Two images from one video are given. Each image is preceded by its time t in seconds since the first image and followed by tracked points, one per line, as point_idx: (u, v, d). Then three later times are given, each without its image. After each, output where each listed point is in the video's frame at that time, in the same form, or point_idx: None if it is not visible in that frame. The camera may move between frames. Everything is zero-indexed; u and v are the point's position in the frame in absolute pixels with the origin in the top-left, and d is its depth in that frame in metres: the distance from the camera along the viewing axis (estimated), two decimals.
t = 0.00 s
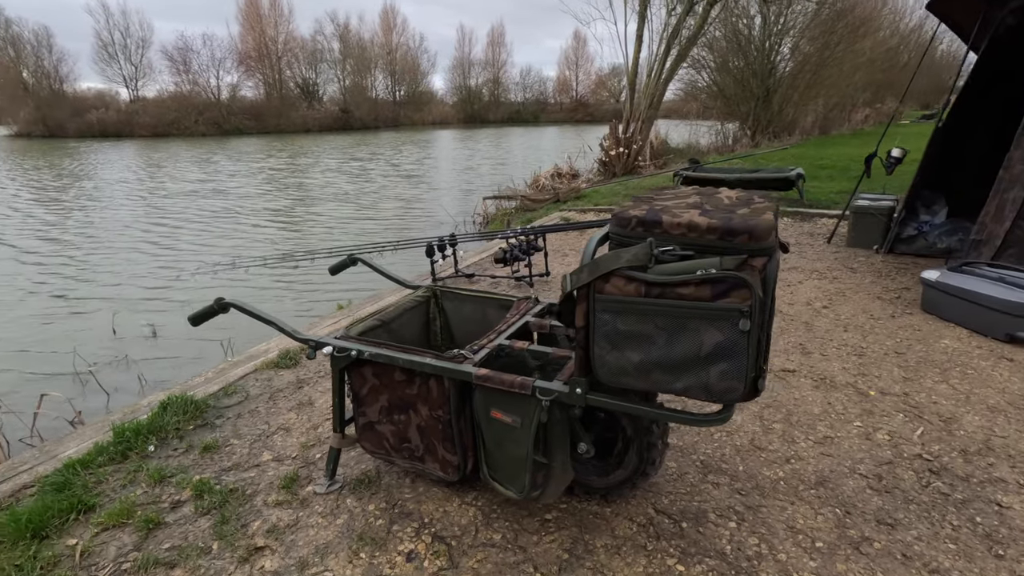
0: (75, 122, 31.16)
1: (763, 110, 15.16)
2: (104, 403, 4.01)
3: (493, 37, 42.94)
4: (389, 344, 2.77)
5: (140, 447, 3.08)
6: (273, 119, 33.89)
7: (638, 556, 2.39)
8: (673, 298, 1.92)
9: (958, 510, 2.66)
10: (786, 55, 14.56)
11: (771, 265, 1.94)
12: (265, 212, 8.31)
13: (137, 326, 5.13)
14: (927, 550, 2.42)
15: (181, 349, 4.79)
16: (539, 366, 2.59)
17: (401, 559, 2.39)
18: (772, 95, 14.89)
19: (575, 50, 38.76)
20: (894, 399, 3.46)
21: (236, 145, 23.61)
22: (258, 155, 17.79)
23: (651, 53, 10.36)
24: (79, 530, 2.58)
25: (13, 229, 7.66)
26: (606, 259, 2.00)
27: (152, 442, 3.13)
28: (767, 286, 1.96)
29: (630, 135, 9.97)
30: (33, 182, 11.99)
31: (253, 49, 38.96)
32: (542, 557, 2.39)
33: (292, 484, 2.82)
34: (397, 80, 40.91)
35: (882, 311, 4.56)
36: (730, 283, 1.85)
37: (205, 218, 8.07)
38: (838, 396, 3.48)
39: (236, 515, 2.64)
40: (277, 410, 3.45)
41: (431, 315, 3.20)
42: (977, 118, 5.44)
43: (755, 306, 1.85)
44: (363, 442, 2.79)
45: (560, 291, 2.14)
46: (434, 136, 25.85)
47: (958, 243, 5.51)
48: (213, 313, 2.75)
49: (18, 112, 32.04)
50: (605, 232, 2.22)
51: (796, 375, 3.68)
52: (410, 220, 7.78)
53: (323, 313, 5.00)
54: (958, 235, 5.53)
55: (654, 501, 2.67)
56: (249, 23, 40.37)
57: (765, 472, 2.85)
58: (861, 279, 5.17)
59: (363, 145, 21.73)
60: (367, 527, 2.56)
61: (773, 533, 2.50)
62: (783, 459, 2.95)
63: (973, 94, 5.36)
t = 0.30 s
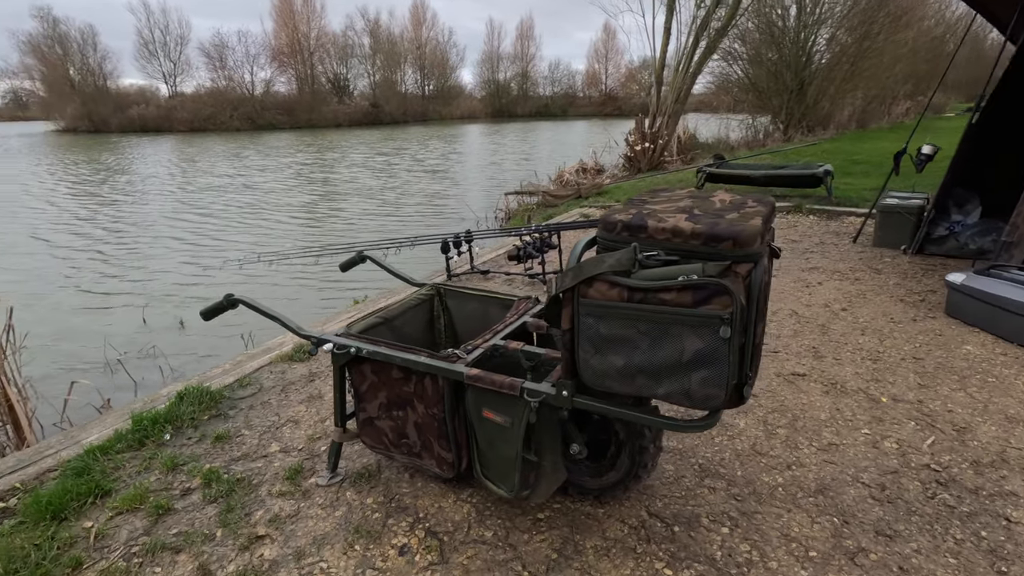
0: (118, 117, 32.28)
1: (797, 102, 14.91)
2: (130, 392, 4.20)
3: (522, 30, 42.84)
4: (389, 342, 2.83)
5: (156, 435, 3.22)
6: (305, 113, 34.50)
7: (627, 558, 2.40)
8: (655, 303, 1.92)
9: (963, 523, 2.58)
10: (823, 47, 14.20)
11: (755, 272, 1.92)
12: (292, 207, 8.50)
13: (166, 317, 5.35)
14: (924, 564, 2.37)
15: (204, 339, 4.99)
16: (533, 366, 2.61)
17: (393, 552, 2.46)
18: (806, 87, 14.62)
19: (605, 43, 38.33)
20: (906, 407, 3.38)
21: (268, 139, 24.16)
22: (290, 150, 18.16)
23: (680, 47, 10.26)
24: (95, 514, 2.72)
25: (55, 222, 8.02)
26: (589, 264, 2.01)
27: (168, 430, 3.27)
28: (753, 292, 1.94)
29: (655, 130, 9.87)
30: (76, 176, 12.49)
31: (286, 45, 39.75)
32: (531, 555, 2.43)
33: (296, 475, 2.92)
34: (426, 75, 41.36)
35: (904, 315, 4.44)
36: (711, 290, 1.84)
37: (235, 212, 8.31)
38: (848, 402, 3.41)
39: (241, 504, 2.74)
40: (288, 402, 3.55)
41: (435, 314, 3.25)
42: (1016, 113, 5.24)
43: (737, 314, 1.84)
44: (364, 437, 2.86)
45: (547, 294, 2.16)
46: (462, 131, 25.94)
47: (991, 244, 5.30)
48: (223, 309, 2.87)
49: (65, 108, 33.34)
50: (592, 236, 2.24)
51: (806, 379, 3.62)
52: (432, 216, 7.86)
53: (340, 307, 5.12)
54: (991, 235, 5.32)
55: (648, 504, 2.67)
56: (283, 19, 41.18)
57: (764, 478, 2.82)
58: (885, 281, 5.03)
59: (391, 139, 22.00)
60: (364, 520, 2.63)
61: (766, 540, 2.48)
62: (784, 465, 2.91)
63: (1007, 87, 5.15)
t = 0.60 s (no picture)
0: (151, 114, 33.18)
1: (827, 96, 14.64)
2: (153, 382, 4.35)
3: (547, 25, 42.64)
4: (392, 339, 2.87)
5: (172, 426, 3.33)
6: (331, 110, 34.96)
7: (621, 558, 2.41)
8: (643, 306, 1.92)
9: (970, 533, 2.52)
10: (856, 36, 13.92)
11: (745, 275, 1.91)
12: (315, 203, 8.66)
13: (190, 309, 5.52)
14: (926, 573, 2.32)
15: (225, 333, 5.14)
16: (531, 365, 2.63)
17: (391, 546, 2.51)
18: (837, 81, 14.35)
19: (631, 38, 37.90)
20: (919, 412, 3.30)
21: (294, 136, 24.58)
22: (316, 146, 18.44)
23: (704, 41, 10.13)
24: (110, 500, 2.83)
25: (90, 216, 8.31)
26: (580, 265, 2.01)
27: (183, 421, 3.38)
28: (744, 296, 1.93)
29: (678, 125, 9.83)
30: (111, 172, 12.89)
31: (313, 42, 40.33)
32: (525, 553, 2.45)
33: (303, 467, 2.99)
34: (451, 70, 41.55)
35: (925, 317, 4.33)
36: (699, 293, 1.84)
37: (260, 208, 8.49)
38: (859, 406, 3.35)
39: (248, 494, 2.83)
40: (299, 395, 3.64)
41: (441, 311, 3.29)
42: None
43: (724, 318, 1.83)
44: (367, 432, 2.91)
45: (540, 295, 2.17)
46: (484, 127, 26.00)
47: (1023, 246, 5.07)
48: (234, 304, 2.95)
49: (101, 106, 34.40)
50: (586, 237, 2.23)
51: (816, 382, 3.57)
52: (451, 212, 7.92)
53: (356, 302, 5.22)
54: None
55: (645, 504, 2.68)
56: (310, 17, 41.80)
57: (765, 482, 2.79)
58: (907, 282, 4.90)
59: (415, 135, 22.18)
60: (365, 513, 2.69)
61: (763, 544, 2.46)
62: (787, 469, 2.87)
63: None
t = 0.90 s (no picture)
0: (191, 110, 34.21)
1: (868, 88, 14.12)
2: (180, 371, 4.53)
3: (580, 18, 42.24)
4: (396, 335, 2.93)
5: (192, 414, 3.47)
6: (364, 105, 35.41)
7: (612, 558, 2.43)
8: (628, 308, 1.92)
9: (977, 546, 2.44)
10: (901, 24, 13.38)
11: (733, 279, 1.89)
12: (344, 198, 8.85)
13: (219, 302, 5.72)
14: None
15: (251, 325, 5.32)
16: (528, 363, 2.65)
17: (389, 537, 2.57)
18: (879, 71, 13.83)
19: (665, 29, 37.24)
20: (936, 419, 3.20)
21: (326, 131, 25.02)
22: (349, 141, 18.77)
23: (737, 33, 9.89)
24: (130, 483, 2.97)
25: (133, 211, 8.67)
26: (567, 266, 2.02)
27: (202, 410, 3.52)
28: (732, 299, 1.91)
29: (709, 119, 9.67)
30: (154, 167, 13.39)
31: (346, 38, 40.92)
32: (518, 549, 2.49)
33: (311, 457, 3.09)
34: (482, 65, 41.65)
35: (952, 320, 4.18)
36: (683, 296, 1.83)
37: (291, 203, 8.70)
38: (872, 412, 3.28)
39: (258, 482, 2.93)
40: (313, 388, 3.74)
41: (448, 308, 3.34)
42: None
43: (709, 322, 1.82)
44: (372, 425, 2.99)
45: (530, 295, 2.19)
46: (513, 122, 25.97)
47: None
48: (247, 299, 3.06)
49: (145, 103, 35.66)
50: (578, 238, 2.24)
51: (830, 386, 3.50)
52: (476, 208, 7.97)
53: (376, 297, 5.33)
54: None
55: (641, 506, 2.68)
56: (343, 13, 42.40)
57: (767, 486, 2.76)
58: (936, 283, 4.74)
59: (444, 130, 22.31)
60: (366, 504, 2.76)
61: (758, 550, 2.44)
62: (790, 474, 2.83)
63: None
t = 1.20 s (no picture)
0: (223, 108, 35.00)
1: (905, 81, 13.66)
2: (202, 363, 4.68)
3: (608, 12, 41.84)
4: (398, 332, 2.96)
5: (206, 405, 3.57)
6: (390, 101, 35.71)
7: (605, 558, 2.42)
8: (614, 309, 1.91)
9: (984, 559, 2.36)
10: (941, 13, 13.00)
11: (720, 280, 1.87)
12: (368, 194, 8.97)
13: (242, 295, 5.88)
14: None
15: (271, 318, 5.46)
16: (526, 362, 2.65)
17: (385, 530, 2.61)
18: (917, 63, 13.38)
19: (694, 22, 36.63)
20: (951, 426, 3.11)
21: (351, 128, 25.32)
22: (375, 138, 19.00)
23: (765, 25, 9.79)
24: (144, 471, 3.07)
25: (165, 207, 8.95)
26: (555, 267, 2.02)
27: (216, 401, 3.62)
28: (720, 302, 1.89)
29: (735, 113, 9.65)
30: (187, 163, 13.78)
31: (374, 35, 41.33)
32: (512, 546, 2.50)
33: (317, 450, 3.16)
34: (507, 61, 41.63)
35: (977, 323, 4.03)
36: (668, 298, 1.82)
37: (316, 199, 8.86)
38: (884, 416, 3.20)
39: (264, 473, 3.01)
40: (323, 381, 3.82)
41: (453, 305, 3.37)
42: None
43: (693, 324, 1.81)
44: (374, 420, 3.03)
45: (521, 295, 2.19)
46: (537, 117, 25.88)
47: None
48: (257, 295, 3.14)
49: (179, 100, 36.62)
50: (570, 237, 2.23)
51: (841, 389, 3.42)
52: (496, 204, 7.99)
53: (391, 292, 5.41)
54: None
55: (638, 506, 2.67)
56: (371, 10, 42.81)
57: (768, 491, 2.72)
58: (963, 285, 4.57)
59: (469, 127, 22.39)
60: (366, 497, 2.81)
61: (753, 555, 2.41)
62: (793, 479, 2.78)
63: None
